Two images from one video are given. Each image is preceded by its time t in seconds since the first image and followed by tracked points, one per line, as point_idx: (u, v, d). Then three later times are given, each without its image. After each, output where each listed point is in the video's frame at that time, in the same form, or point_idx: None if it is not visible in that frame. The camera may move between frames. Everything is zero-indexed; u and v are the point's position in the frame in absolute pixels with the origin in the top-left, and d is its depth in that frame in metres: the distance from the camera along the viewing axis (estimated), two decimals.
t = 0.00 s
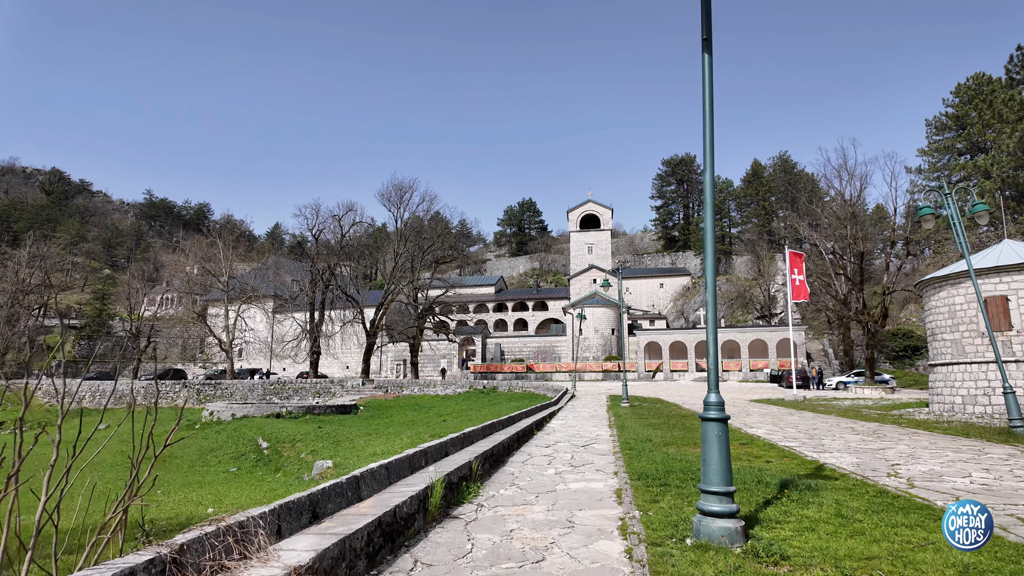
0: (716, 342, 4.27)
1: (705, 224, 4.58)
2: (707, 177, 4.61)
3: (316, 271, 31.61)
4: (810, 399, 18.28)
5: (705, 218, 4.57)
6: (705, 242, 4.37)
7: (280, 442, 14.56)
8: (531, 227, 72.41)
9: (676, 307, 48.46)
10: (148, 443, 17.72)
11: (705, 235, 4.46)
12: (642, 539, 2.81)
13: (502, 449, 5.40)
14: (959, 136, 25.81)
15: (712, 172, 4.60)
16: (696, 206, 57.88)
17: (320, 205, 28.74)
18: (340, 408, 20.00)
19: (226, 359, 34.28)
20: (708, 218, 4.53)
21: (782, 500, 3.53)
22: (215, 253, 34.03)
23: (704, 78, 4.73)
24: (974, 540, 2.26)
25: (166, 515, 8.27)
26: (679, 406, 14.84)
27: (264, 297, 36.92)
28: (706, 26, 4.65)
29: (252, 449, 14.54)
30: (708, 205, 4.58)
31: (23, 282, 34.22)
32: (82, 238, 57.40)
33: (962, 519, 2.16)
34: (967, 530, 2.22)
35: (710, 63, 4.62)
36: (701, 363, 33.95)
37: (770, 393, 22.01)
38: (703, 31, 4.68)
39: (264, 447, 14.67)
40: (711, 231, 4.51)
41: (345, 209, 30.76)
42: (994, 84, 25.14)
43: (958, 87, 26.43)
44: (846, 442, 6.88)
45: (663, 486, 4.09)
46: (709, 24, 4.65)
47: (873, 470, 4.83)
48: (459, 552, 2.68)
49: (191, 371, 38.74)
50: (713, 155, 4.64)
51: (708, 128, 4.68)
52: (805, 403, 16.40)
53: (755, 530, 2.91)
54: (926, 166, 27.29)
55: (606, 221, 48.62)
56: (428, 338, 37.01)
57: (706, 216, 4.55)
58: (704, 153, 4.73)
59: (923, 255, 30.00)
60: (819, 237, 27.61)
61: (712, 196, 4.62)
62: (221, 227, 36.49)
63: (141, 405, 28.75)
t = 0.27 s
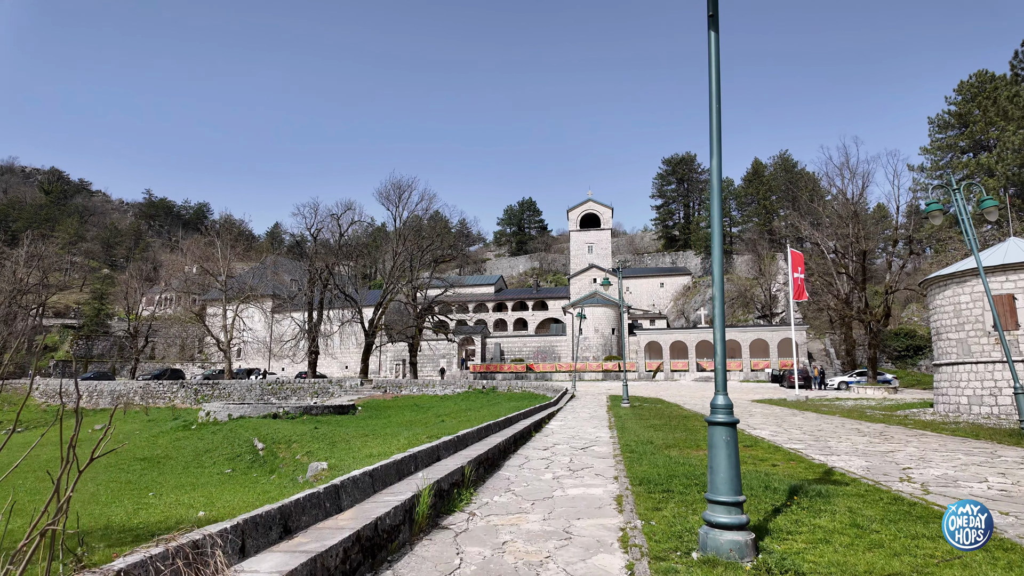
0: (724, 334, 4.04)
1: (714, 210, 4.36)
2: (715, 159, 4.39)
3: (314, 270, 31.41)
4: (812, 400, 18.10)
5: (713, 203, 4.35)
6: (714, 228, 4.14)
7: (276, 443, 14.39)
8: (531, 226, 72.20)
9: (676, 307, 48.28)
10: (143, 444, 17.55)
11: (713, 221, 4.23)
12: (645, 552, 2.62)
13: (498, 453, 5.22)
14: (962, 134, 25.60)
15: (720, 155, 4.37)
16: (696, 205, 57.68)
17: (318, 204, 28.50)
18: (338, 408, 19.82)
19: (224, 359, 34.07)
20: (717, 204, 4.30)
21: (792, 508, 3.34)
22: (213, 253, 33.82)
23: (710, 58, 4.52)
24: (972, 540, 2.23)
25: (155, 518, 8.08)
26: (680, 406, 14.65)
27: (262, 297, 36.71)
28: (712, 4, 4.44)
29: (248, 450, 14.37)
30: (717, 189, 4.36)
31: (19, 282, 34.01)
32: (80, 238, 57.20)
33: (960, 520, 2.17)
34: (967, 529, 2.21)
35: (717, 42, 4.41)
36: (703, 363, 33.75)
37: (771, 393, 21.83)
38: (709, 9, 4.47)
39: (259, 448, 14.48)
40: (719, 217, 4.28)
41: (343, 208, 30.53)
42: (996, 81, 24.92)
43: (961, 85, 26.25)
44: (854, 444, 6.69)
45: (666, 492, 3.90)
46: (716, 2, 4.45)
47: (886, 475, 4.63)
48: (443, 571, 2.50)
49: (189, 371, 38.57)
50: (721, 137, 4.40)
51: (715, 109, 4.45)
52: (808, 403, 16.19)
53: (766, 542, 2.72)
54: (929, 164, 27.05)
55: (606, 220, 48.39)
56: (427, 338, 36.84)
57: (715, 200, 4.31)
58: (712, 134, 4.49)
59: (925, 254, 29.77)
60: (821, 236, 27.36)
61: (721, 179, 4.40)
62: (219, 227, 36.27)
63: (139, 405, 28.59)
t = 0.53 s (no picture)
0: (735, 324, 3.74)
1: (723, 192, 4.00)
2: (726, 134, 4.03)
3: (313, 269, 31.21)
4: (816, 399, 17.91)
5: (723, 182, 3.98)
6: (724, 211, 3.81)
7: (273, 443, 14.21)
8: (532, 225, 71.94)
9: (677, 306, 48.07)
10: (139, 444, 17.37)
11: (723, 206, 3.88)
12: (652, 565, 2.44)
13: (495, 455, 5.05)
14: (966, 132, 25.38)
15: (731, 133, 4.02)
16: (698, 204, 57.45)
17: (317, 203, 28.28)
18: (337, 408, 19.64)
19: (222, 358, 33.86)
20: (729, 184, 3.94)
21: (807, 515, 3.15)
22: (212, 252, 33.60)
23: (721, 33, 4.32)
24: (974, 541, 2.36)
25: (145, 520, 7.88)
26: (682, 406, 14.43)
27: (261, 297, 36.49)
28: None
29: (245, 450, 14.19)
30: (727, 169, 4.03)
31: (17, 281, 33.80)
32: (80, 238, 57.02)
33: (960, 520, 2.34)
34: (967, 529, 2.36)
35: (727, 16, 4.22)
36: (704, 363, 33.56)
37: (774, 393, 21.65)
38: None
39: (256, 448, 14.32)
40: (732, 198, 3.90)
41: (342, 207, 30.31)
42: (1001, 78, 24.71)
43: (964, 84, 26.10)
44: (862, 445, 6.51)
45: (673, 497, 3.70)
46: None
47: (901, 478, 4.43)
48: None
49: (188, 371, 38.38)
50: (731, 114, 4.06)
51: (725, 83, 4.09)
52: (811, 403, 15.98)
53: (781, 552, 2.55)
54: (932, 163, 26.82)
55: (607, 219, 48.15)
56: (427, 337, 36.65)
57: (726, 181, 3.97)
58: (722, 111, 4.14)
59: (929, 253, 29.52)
60: (824, 235, 27.11)
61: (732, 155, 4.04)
62: (218, 226, 36.04)
63: (137, 405, 28.42)
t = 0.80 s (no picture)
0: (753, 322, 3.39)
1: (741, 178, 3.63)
2: (744, 112, 3.65)
3: (314, 268, 31.03)
4: (821, 399, 17.69)
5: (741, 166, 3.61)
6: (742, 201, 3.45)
7: (272, 443, 14.02)
8: (534, 224, 71.70)
9: (680, 305, 47.82)
10: (138, 444, 17.21)
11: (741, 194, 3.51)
12: None
13: (494, 458, 4.81)
14: (973, 129, 25.06)
15: (750, 112, 3.63)
16: (700, 203, 57.17)
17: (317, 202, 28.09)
18: (338, 408, 19.46)
19: (223, 357, 33.70)
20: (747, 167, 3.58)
21: (828, 523, 2.96)
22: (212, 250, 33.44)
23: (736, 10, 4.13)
24: (971, 539, 2.11)
25: (138, 522, 7.71)
26: (687, 406, 14.21)
27: (262, 296, 36.32)
28: None
29: (243, 451, 14.01)
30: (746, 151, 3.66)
31: (17, 280, 33.65)
32: (81, 237, 56.90)
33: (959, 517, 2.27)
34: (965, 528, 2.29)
35: None
36: (707, 362, 33.33)
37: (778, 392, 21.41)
38: None
39: (254, 448, 14.14)
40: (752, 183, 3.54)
41: (343, 205, 30.11)
42: (1009, 74, 24.42)
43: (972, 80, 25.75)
44: (875, 446, 6.29)
45: (682, 502, 3.51)
46: None
47: (920, 482, 4.22)
48: None
49: (189, 370, 38.27)
50: (751, 89, 3.64)
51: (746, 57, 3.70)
52: (817, 403, 15.75)
53: (804, 567, 2.36)
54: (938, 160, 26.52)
55: (609, 217, 47.89)
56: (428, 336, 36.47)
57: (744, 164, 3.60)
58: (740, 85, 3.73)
59: (935, 251, 29.22)
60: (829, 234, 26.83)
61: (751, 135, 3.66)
62: (218, 225, 35.88)
63: (138, 404, 28.29)
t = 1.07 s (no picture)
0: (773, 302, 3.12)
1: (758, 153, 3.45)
2: (760, 92, 3.54)
3: (314, 267, 30.86)
4: (825, 399, 17.50)
5: (758, 143, 3.46)
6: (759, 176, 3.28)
7: (268, 443, 13.86)
8: (535, 224, 71.48)
9: (682, 305, 47.58)
10: (135, 444, 17.08)
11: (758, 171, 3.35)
12: None
13: (490, 462, 4.61)
14: (978, 126, 24.81)
15: (766, 92, 3.53)
16: (702, 202, 56.94)
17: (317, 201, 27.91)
18: (337, 407, 19.31)
19: (222, 357, 33.53)
20: (764, 144, 3.43)
21: (846, 534, 2.80)
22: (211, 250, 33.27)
23: None
24: (974, 541, 2.18)
25: (128, 526, 7.51)
26: (690, 407, 14.05)
27: (262, 295, 36.15)
28: None
29: (239, 451, 13.85)
30: (762, 126, 3.49)
31: (16, 280, 33.49)
32: (80, 237, 56.74)
33: (961, 519, 2.16)
34: (967, 529, 2.19)
35: None
36: (709, 362, 33.15)
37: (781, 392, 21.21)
38: None
39: (251, 449, 13.97)
40: (769, 161, 3.37)
41: (342, 204, 29.93)
42: (1014, 71, 24.20)
43: (978, 78, 25.47)
44: (887, 449, 6.10)
45: (688, 511, 3.32)
46: None
47: (937, 488, 4.03)
48: None
49: (188, 370, 38.12)
50: (767, 68, 3.55)
51: (762, 37, 3.59)
52: (821, 404, 15.55)
53: None
54: (943, 158, 26.27)
55: (610, 216, 47.65)
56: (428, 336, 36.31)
57: (761, 140, 3.44)
58: (756, 67, 3.63)
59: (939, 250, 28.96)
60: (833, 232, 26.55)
61: (767, 114, 3.52)
62: (218, 224, 35.71)
63: (137, 404, 28.15)
